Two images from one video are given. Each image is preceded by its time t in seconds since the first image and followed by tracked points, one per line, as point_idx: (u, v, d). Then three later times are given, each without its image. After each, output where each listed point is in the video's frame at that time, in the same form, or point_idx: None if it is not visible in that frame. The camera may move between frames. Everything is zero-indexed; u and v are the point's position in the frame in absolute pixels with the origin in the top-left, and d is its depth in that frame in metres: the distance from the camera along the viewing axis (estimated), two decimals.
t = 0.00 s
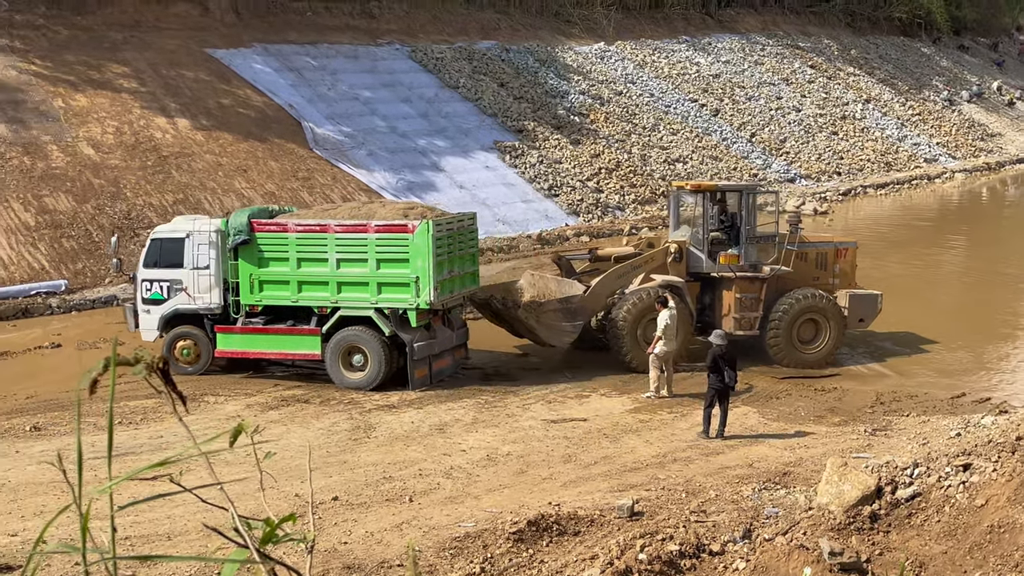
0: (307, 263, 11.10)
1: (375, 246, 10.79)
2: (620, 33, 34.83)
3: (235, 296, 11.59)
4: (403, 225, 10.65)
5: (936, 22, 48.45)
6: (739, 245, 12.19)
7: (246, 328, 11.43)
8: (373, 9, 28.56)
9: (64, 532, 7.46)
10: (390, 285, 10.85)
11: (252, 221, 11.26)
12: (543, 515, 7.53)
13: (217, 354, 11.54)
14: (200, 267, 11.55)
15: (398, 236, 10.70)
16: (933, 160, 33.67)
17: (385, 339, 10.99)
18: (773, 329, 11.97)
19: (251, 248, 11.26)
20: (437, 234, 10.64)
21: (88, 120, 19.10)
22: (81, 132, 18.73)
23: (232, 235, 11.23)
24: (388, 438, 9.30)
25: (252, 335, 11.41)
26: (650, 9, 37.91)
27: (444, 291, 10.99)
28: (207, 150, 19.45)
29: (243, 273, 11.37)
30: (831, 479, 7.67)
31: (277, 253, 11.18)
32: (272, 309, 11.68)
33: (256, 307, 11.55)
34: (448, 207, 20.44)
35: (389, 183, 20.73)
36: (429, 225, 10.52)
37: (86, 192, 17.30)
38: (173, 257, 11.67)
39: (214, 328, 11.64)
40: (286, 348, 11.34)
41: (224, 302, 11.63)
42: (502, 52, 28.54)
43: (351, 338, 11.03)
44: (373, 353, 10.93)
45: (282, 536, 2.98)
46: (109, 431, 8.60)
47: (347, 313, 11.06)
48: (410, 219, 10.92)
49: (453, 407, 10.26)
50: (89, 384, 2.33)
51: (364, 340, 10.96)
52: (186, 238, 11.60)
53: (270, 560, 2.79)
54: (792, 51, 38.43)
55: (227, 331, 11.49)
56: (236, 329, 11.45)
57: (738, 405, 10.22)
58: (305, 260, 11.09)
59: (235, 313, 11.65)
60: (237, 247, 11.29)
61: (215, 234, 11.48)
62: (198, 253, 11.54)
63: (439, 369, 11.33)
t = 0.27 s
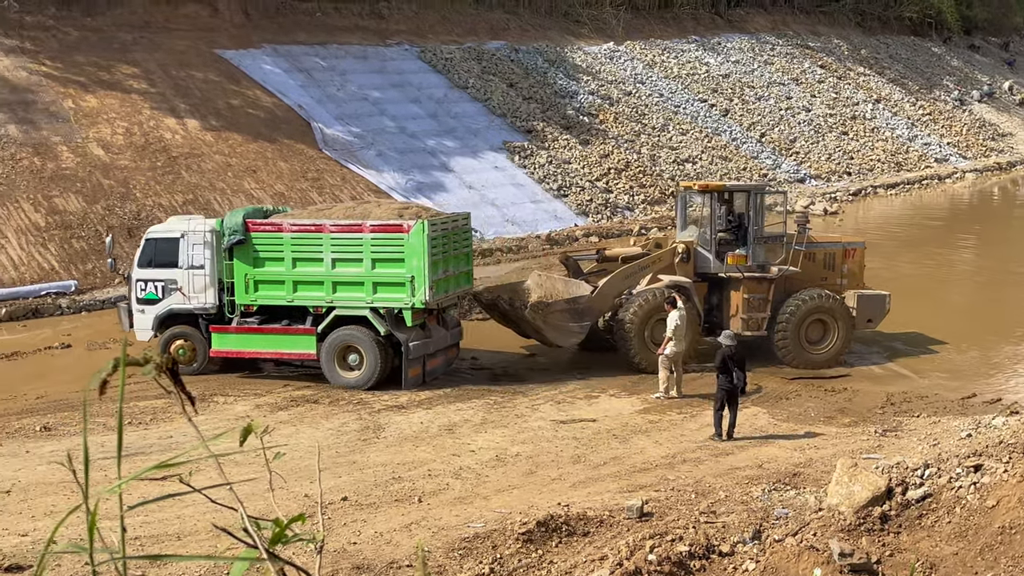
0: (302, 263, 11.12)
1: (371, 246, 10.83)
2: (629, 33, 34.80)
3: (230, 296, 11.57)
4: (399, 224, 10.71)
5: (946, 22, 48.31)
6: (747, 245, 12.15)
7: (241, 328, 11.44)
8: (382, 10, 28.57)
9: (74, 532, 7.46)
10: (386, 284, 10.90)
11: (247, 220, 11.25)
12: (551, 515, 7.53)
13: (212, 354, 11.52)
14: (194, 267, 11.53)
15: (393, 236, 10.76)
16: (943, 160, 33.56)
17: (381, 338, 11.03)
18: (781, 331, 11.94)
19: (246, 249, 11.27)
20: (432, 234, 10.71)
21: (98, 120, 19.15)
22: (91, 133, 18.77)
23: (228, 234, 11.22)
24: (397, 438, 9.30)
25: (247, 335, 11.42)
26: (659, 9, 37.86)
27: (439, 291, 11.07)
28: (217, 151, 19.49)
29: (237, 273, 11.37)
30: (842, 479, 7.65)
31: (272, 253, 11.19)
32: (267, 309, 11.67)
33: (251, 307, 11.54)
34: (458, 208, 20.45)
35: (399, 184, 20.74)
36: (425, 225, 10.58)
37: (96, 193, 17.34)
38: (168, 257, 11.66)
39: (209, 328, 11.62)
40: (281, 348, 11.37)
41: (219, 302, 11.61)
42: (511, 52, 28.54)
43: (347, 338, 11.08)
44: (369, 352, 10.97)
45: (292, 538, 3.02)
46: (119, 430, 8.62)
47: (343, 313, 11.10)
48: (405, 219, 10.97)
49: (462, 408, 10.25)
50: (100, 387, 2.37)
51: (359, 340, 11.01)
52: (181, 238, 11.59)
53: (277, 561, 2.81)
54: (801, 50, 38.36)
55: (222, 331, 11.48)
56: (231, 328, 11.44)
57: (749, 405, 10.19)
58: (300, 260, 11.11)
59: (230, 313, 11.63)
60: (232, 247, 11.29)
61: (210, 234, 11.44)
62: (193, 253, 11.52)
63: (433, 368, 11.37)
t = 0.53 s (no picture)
0: (300, 262, 11.16)
1: (369, 245, 10.85)
2: (641, 32, 34.77)
3: (226, 296, 11.60)
4: (397, 223, 10.73)
5: (960, 21, 48.10)
6: (760, 245, 12.16)
7: (238, 328, 11.44)
8: (394, 10, 28.60)
9: (88, 530, 7.49)
10: (384, 283, 10.92)
11: (244, 220, 11.28)
12: (563, 515, 7.53)
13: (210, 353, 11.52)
14: (191, 268, 11.56)
15: (391, 234, 10.78)
16: (956, 159, 33.43)
17: (379, 337, 11.08)
18: (795, 330, 11.91)
19: (243, 249, 11.31)
20: (430, 232, 10.74)
21: (111, 121, 19.23)
22: (104, 133, 18.85)
23: (225, 234, 11.25)
24: (409, 438, 9.31)
25: (245, 334, 11.44)
26: (671, 8, 37.81)
27: (438, 289, 11.11)
28: (230, 151, 19.55)
29: (234, 273, 11.40)
30: (855, 480, 7.63)
31: (270, 252, 11.22)
32: (265, 308, 11.71)
33: (248, 307, 11.58)
34: (470, 207, 20.47)
35: (411, 183, 20.74)
36: (423, 223, 10.60)
37: (110, 193, 17.41)
38: (164, 257, 11.69)
39: (206, 328, 11.66)
40: (279, 347, 11.37)
41: (215, 302, 11.64)
42: (523, 52, 28.55)
43: (345, 336, 11.11)
44: (368, 350, 11.02)
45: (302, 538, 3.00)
46: (133, 430, 8.65)
47: (342, 311, 11.13)
48: (402, 218, 10.99)
49: (474, 407, 10.25)
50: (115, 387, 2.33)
51: (358, 338, 11.05)
52: (177, 238, 11.62)
53: (289, 560, 2.79)
54: (814, 50, 38.25)
55: (219, 331, 11.48)
56: (229, 328, 11.45)
57: (761, 405, 10.17)
58: (298, 259, 11.15)
59: (227, 313, 11.67)
60: (229, 246, 11.31)
61: (206, 234, 11.48)
62: (189, 254, 11.55)
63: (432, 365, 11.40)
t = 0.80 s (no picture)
0: (300, 261, 11.18)
1: (370, 243, 10.90)
2: (655, 31, 34.72)
3: (226, 294, 11.60)
4: (398, 221, 10.80)
5: (975, 18, 47.84)
6: (774, 244, 12.13)
7: (239, 326, 11.47)
8: (407, 9, 28.61)
9: (103, 528, 7.53)
10: (385, 280, 10.98)
11: (244, 219, 11.31)
12: (576, 514, 7.53)
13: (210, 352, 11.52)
14: (190, 267, 11.54)
15: (392, 232, 10.84)
16: (971, 158, 33.26)
17: (380, 334, 11.13)
18: (808, 329, 11.87)
19: (243, 248, 11.32)
20: (431, 230, 10.81)
21: (126, 120, 19.30)
22: (119, 132, 18.93)
23: (225, 233, 11.26)
24: (422, 436, 9.32)
25: (244, 333, 11.44)
26: (684, 6, 37.74)
27: (438, 287, 11.17)
28: (244, 151, 19.61)
29: (234, 272, 11.41)
30: (869, 479, 7.61)
31: (270, 251, 11.23)
32: (264, 307, 11.71)
33: (248, 305, 11.58)
34: (484, 207, 20.49)
35: (424, 182, 20.74)
36: (424, 221, 10.67)
37: (124, 192, 17.48)
38: (163, 256, 11.66)
39: (206, 327, 11.65)
40: (280, 345, 11.39)
41: (215, 301, 11.63)
42: (536, 51, 28.52)
43: (346, 334, 11.15)
44: (368, 348, 11.06)
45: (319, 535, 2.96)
46: (148, 428, 8.68)
47: (342, 309, 11.16)
48: (403, 216, 11.05)
49: (487, 406, 10.25)
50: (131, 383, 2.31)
51: (358, 336, 11.09)
52: (175, 238, 11.59)
53: (304, 558, 2.75)
54: (828, 48, 38.12)
55: (219, 330, 11.47)
56: (229, 327, 11.45)
57: (775, 405, 10.15)
58: (298, 258, 11.17)
59: (227, 312, 11.67)
60: (229, 246, 11.32)
61: (205, 233, 11.48)
62: (188, 253, 11.53)
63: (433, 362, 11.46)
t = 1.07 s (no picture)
0: (303, 259, 11.21)
1: (373, 240, 10.97)
2: (672, 29, 34.65)
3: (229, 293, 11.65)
4: (401, 218, 10.88)
5: (996, 15, 47.49)
6: (792, 242, 12.10)
7: (242, 325, 11.44)
8: (425, 7, 28.63)
9: (123, 524, 7.57)
10: (389, 277, 11.06)
11: (246, 218, 11.29)
12: (593, 512, 7.54)
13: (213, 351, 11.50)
14: (193, 266, 11.56)
15: (396, 229, 10.92)
16: (991, 156, 33.04)
17: (384, 331, 11.22)
18: (827, 327, 11.84)
19: (246, 246, 11.31)
20: (434, 227, 10.90)
21: (145, 119, 19.40)
22: (138, 131, 19.02)
23: (227, 232, 11.26)
24: (439, 434, 9.34)
25: (248, 331, 11.43)
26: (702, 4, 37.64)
27: (441, 283, 11.28)
28: (262, 149, 19.68)
29: (236, 270, 11.41)
30: (887, 478, 7.59)
31: (272, 249, 11.24)
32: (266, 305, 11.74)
33: (251, 304, 11.58)
34: (502, 205, 20.53)
35: (442, 181, 20.76)
36: (428, 218, 10.76)
37: (143, 190, 17.57)
38: (165, 256, 11.67)
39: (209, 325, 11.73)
40: (284, 343, 11.41)
41: (218, 300, 11.68)
42: (554, 49, 28.49)
43: (350, 332, 11.20)
44: (373, 345, 11.13)
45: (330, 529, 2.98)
46: (168, 425, 8.72)
47: (346, 306, 11.23)
48: (405, 213, 11.12)
49: (504, 404, 10.26)
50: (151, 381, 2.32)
51: (363, 333, 11.16)
52: (177, 237, 11.62)
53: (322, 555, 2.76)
54: (846, 45, 37.94)
55: (222, 328, 11.44)
56: (232, 326, 11.42)
57: (793, 403, 10.12)
58: (301, 256, 11.20)
59: (229, 310, 11.74)
60: (231, 245, 11.32)
61: (208, 232, 11.53)
62: (191, 253, 11.57)
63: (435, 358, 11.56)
